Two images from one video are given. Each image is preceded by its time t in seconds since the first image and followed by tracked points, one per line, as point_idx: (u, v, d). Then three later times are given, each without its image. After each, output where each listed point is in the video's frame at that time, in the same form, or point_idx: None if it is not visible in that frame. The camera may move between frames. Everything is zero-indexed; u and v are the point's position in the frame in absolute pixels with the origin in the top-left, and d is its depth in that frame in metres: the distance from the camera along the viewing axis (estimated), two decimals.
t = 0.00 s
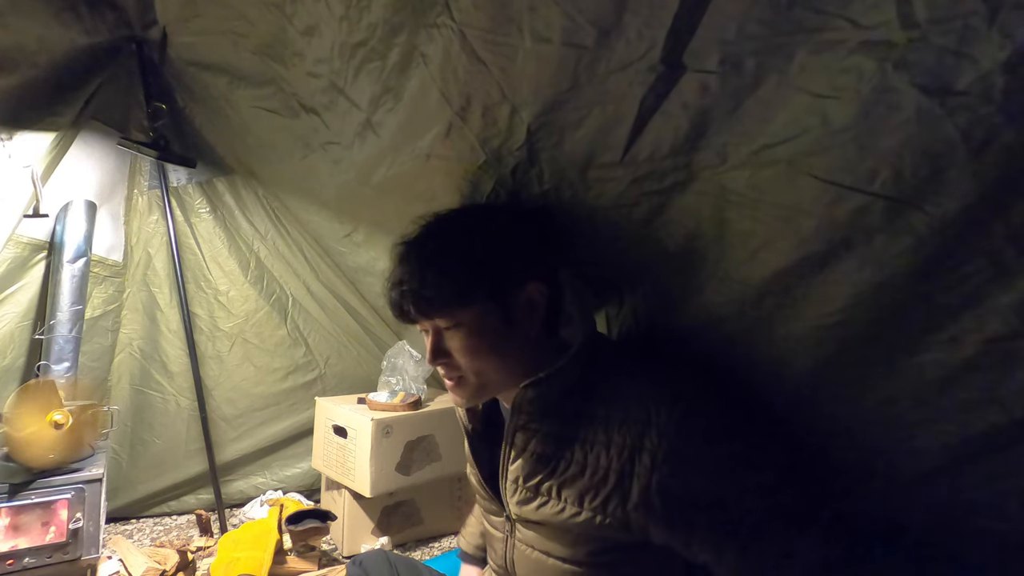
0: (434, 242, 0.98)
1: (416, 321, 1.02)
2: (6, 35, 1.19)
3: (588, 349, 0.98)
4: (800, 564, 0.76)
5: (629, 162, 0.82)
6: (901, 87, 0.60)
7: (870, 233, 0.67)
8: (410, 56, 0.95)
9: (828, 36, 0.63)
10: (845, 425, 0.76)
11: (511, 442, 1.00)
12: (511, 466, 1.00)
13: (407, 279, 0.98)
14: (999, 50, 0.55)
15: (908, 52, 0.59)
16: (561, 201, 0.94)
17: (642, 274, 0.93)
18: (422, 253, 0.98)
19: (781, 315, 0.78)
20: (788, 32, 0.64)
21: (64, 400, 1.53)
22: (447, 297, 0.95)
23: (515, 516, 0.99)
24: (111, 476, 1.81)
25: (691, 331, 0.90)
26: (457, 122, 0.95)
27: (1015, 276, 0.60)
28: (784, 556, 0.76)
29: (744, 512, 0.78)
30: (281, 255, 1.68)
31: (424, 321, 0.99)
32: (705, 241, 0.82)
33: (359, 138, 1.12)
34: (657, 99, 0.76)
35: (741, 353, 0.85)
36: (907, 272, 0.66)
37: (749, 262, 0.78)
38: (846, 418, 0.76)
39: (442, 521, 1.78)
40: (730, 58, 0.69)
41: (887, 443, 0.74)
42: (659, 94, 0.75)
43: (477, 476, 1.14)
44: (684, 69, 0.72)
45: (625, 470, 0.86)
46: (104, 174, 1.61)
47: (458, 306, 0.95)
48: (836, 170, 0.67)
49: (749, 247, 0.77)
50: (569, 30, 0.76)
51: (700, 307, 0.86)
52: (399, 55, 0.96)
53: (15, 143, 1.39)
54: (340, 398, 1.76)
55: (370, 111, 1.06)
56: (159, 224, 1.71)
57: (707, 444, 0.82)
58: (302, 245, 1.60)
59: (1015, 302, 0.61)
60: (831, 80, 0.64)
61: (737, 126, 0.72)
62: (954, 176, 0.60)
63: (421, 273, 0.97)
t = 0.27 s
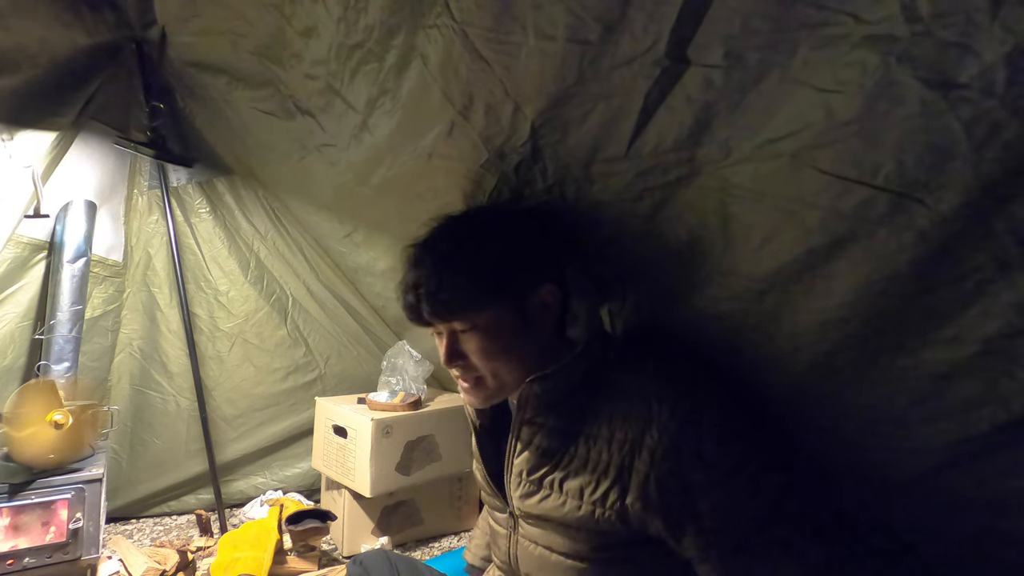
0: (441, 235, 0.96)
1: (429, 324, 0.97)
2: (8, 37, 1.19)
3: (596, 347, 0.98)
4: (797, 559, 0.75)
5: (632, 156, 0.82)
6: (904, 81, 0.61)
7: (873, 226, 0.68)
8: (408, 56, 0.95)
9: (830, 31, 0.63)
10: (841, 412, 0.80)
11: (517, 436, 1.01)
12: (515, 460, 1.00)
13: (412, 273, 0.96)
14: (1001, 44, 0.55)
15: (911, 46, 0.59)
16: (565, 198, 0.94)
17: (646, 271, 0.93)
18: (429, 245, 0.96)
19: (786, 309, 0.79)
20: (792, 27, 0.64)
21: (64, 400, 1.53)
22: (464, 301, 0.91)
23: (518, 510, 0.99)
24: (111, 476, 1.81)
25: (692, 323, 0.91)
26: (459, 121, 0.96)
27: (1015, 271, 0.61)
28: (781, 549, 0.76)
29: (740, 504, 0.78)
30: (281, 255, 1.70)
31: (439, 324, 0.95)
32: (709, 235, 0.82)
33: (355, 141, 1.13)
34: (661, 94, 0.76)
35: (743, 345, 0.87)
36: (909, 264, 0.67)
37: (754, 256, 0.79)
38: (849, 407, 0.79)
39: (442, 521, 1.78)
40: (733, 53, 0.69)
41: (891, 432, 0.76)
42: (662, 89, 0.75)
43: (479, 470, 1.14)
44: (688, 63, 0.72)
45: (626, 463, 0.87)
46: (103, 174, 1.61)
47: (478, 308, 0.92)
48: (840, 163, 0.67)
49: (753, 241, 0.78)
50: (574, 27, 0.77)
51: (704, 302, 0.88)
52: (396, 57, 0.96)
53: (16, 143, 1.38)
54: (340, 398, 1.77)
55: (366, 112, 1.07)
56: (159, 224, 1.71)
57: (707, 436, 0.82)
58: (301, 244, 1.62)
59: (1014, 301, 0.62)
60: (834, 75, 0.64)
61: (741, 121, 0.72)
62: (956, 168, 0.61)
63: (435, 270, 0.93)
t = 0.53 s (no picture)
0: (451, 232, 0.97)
1: (438, 323, 0.96)
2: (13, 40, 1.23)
3: (602, 343, 0.98)
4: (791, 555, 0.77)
5: (633, 155, 0.82)
6: (905, 79, 0.61)
7: (876, 223, 0.68)
8: (410, 55, 0.95)
9: (829, 30, 0.63)
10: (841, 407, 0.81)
11: (524, 431, 0.99)
12: (522, 455, 0.99)
13: (421, 272, 0.96)
14: (1002, 41, 0.55)
15: (913, 44, 0.59)
16: (566, 197, 0.94)
17: (649, 270, 0.93)
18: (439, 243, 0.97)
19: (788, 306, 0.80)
20: (793, 26, 0.64)
21: (64, 400, 1.53)
22: (476, 302, 0.90)
23: (524, 506, 0.98)
24: (112, 476, 1.81)
25: (694, 323, 0.92)
26: (460, 121, 0.96)
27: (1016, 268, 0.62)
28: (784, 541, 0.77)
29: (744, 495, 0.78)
30: (281, 255, 1.71)
31: (450, 325, 0.94)
32: (711, 233, 0.82)
33: (358, 140, 1.13)
34: (662, 92, 0.76)
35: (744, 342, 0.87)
36: (911, 260, 0.67)
37: (756, 252, 0.79)
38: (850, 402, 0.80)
39: (442, 521, 1.78)
40: (734, 52, 0.69)
41: (894, 426, 0.77)
42: (663, 88, 0.75)
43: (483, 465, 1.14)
44: (689, 62, 0.72)
45: (631, 455, 0.86)
46: (104, 174, 1.61)
47: (490, 308, 0.91)
48: (842, 161, 0.68)
49: (754, 240, 0.78)
50: (574, 27, 0.77)
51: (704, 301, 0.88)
52: (399, 55, 0.96)
53: (18, 143, 1.40)
54: (340, 398, 1.77)
55: (369, 111, 1.07)
56: (159, 224, 1.71)
57: (712, 429, 0.81)
58: (301, 244, 1.62)
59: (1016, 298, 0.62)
60: (835, 74, 0.64)
61: (741, 120, 0.72)
62: (957, 165, 0.61)
63: (444, 267, 0.93)
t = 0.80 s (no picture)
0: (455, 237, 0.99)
1: (445, 325, 0.96)
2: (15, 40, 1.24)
3: (604, 344, 0.98)
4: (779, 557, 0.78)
5: (634, 153, 0.82)
6: (907, 77, 0.61)
7: (879, 219, 0.68)
8: (410, 56, 0.95)
9: (830, 28, 0.62)
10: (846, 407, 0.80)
11: (523, 432, 0.99)
12: (520, 456, 0.99)
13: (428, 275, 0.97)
14: (1005, 38, 0.55)
15: (914, 43, 0.59)
16: (567, 196, 0.94)
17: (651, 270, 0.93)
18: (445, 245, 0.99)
19: (789, 304, 0.80)
20: (794, 24, 0.64)
21: (64, 400, 1.53)
22: (487, 303, 0.91)
23: (521, 506, 0.98)
24: (111, 476, 1.81)
25: (694, 325, 0.92)
26: (460, 120, 0.96)
27: (1015, 266, 0.62)
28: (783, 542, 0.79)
29: (739, 499, 0.80)
30: (281, 255, 1.71)
31: (460, 328, 0.94)
32: (712, 231, 0.82)
33: (357, 140, 1.13)
34: (663, 91, 0.76)
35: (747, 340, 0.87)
36: (913, 258, 0.68)
37: (758, 250, 0.79)
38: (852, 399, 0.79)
39: (442, 521, 1.78)
40: (735, 50, 0.69)
41: (895, 424, 0.77)
42: (664, 86, 0.75)
43: (480, 460, 1.14)
44: (690, 61, 0.72)
45: (629, 458, 0.87)
46: (104, 174, 1.61)
47: (498, 311, 0.91)
48: (844, 158, 0.68)
49: (755, 238, 0.79)
50: (575, 26, 0.77)
51: (704, 298, 0.89)
52: (398, 56, 0.96)
53: (19, 144, 1.39)
54: (340, 398, 1.76)
55: (369, 111, 1.07)
56: (159, 224, 1.71)
57: (710, 433, 0.83)
58: (301, 244, 1.63)
59: (1017, 297, 0.63)
60: (836, 73, 0.64)
61: (742, 119, 0.72)
62: (960, 162, 0.61)
63: (450, 269, 0.94)
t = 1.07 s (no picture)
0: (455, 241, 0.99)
1: (450, 317, 0.98)
2: (8, 35, 1.21)
3: (604, 350, 0.97)
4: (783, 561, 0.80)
5: (637, 151, 0.82)
6: (904, 79, 0.60)
7: (876, 222, 0.68)
8: (410, 56, 0.95)
9: (828, 29, 0.62)
10: (842, 406, 0.82)
11: (522, 437, 0.97)
12: (519, 461, 0.97)
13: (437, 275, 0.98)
14: (1001, 41, 0.55)
15: (912, 45, 0.59)
16: (570, 191, 0.93)
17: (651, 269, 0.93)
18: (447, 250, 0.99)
19: (788, 305, 0.80)
20: (791, 24, 0.64)
21: (64, 401, 1.53)
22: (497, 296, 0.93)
23: (520, 512, 0.97)
24: (111, 476, 1.81)
25: (691, 331, 0.93)
26: (462, 118, 0.96)
27: (1016, 266, 0.62)
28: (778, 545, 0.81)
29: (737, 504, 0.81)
30: (281, 255, 1.72)
31: (465, 319, 0.95)
32: (711, 231, 0.82)
33: (357, 139, 1.12)
34: (665, 88, 0.75)
35: (743, 342, 0.88)
36: (912, 259, 0.68)
37: (757, 252, 0.79)
38: (851, 397, 0.80)
39: (442, 522, 1.78)
40: (734, 50, 0.68)
41: (894, 423, 0.78)
42: (666, 83, 0.75)
43: (478, 466, 1.13)
44: (693, 58, 0.72)
45: (629, 465, 0.87)
46: (104, 174, 1.61)
47: (503, 300, 0.93)
48: (841, 161, 0.68)
49: (754, 238, 0.79)
50: (579, 22, 0.76)
51: (704, 297, 0.88)
52: (398, 56, 0.96)
53: (19, 144, 1.38)
54: (340, 398, 1.76)
55: (369, 111, 1.07)
56: (159, 224, 1.71)
57: (708, 439, 0.84)
58: (301, 244, 1.63)
59: (1015, 299, 0.63)
60: (834, 74, 0.64)
61: (741, 120, 0.72)
62: (957, 165, 0.61)
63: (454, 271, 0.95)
